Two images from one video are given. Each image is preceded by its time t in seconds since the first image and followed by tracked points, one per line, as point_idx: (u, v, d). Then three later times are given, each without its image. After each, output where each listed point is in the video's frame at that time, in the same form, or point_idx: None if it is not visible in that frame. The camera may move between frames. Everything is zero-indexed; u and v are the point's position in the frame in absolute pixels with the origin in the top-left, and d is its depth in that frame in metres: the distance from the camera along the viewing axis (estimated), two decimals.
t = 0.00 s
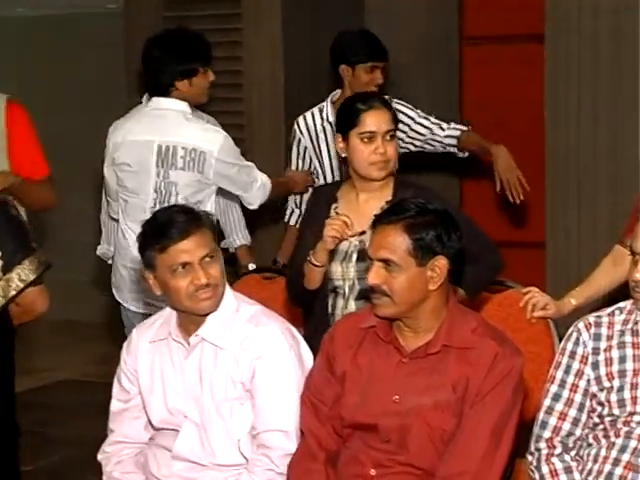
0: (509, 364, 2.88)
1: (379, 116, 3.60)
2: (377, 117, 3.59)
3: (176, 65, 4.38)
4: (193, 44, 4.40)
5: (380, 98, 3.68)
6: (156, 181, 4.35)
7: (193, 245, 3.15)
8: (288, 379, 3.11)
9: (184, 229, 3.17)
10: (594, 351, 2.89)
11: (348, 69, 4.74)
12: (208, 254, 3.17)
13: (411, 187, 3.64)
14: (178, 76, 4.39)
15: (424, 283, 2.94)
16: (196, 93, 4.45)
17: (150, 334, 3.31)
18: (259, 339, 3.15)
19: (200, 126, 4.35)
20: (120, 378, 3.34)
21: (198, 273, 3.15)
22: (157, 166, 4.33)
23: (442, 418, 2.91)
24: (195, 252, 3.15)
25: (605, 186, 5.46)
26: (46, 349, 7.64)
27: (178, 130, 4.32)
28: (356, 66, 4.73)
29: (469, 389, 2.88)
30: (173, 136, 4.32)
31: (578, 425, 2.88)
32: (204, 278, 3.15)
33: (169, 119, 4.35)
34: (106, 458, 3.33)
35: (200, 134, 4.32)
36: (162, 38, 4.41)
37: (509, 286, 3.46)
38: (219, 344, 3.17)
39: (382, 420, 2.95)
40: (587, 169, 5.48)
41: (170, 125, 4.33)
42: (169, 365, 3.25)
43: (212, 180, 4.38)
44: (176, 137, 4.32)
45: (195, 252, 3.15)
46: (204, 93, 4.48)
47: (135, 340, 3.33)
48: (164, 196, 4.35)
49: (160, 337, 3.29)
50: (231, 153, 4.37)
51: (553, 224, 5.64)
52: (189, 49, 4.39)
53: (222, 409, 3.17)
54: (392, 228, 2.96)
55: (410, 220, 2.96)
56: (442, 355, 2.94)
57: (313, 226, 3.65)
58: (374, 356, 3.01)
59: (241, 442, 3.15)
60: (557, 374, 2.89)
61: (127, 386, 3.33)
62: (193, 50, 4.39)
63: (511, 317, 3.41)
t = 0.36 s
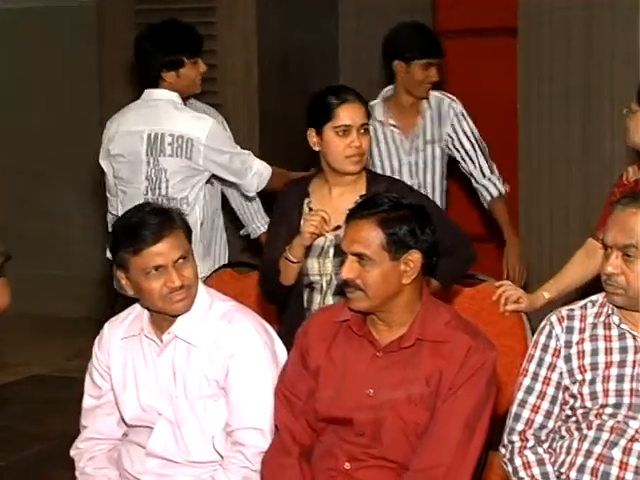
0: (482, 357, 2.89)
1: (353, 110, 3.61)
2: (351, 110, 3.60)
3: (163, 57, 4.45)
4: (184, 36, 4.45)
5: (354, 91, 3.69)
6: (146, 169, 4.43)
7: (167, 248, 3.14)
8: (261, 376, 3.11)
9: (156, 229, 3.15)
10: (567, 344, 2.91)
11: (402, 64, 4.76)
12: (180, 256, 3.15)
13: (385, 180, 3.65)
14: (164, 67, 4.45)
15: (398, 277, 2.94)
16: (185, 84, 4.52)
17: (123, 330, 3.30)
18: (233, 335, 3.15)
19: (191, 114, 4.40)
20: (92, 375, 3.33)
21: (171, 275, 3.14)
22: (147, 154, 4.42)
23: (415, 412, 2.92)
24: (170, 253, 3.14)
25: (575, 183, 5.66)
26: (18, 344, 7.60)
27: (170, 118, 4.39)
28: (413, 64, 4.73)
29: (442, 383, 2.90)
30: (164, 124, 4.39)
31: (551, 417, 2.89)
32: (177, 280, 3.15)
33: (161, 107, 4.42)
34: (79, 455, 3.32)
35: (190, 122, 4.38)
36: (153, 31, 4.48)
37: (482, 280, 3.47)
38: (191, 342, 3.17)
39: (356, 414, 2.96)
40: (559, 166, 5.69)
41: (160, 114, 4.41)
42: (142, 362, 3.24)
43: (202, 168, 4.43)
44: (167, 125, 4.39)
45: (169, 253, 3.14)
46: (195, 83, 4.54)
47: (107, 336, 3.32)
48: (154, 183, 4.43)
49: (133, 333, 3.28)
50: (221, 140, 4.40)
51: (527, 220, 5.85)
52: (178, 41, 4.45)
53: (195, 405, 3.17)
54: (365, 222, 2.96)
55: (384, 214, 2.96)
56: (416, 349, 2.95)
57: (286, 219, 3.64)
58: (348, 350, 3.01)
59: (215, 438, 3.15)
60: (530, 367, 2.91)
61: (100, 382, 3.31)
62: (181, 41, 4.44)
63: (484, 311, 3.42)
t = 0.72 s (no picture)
0: (455, 349, 2.90)
1: (326, 103, 3.61)
2: (325, 103, 3.60)
3: (194, 54, 4.47)
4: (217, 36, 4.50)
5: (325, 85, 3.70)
6: (170, 173, 4.47)
7: (126, 240, 3.10)
8: (236, 370, 3.10)
9: (122, 218, 3.12)
10: (539, 336, 2.91)
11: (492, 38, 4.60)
12: (138, 252, 3.11)
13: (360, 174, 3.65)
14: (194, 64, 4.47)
15: (371, 270, 2.95)
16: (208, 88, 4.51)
17: (97, 323, 3.28)
18: (207, 328, 3.15)
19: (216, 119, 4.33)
20: (66, 368, 3.31)
21: (123, 269, 3.11)
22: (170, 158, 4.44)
23: (388, 404, 2.93)
24: (127, 246, 3.10)
25: (557, 175, 6.31)
26: None
27: (192, 123, 4.36)
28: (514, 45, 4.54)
29: (416, 375, 2.91)
30: (186, 128, 4.38)
31: (523, 409, 2.90)
32: (130, 276, 3.11)
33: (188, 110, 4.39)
34: (52, 448, 3.29)
35: (210, 126, 4.32)
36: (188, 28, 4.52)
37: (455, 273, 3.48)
38: (166, 334, 3.16)
39: (329, 406, 2.96)
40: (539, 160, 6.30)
41: (185, 118, 4.39)
42: (116, 355, 3.23)
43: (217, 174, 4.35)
44: (186, 129, 4.37)
45: (125, 245, 3.10)
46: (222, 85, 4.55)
47: (81, 329, 3.30)
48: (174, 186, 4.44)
49: (107, 326, 3.27)
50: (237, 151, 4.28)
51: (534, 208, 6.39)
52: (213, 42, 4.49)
53: (169, 398, 3.16)
54: (339, 215, 2.96)
55: (357, 207, 2.97)
56: (389, 342, 2.95)
57: (258, 212, 3.63)
58: (321, 343, 3.01)
59: (189, 432, 3.15)
60: (503, 359, 2.92)
61: (74, 375, 3.30)
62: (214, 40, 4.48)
63: (457, 304, 3.42)
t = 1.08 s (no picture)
0: (428, 344, 2.91)
1: (304, 100, 3.61)
2: (302, 100, 3.60)
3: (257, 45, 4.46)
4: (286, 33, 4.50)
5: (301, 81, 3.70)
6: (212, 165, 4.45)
7: (86, 230, 3.14)
8: (213, 361, 3.11)
9: (87, 206, 3.17)
10: (511, 331, 2.93)
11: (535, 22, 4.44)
12: (94, 244, 3.14)
13: (333, 169, 3.65)
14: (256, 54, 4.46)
15: (344, 266, 2.95)
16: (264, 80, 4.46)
17: (74, 316, 3.27)
18: (183, 321, 3.14)
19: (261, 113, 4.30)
20: (41, 361, 3.30)
21: (74, 256, 3.14)
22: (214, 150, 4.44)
23: (361, 399, 2.94)
24: (82, 236, 3.14)
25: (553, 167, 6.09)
26: None
27: (234, 114, 4.35)
28: (543, 25, 4.42)
29: (389, 370, 2.91)
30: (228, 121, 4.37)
31: (496, 404, 2.92)
32: (81, 268, 3.13)
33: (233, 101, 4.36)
34: (24, 443, 3.27)
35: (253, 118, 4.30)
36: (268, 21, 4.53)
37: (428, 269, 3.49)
38: (142, 327, 3.16)
39: (302, 402, 2.96)
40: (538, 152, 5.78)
41: (229, 109, 4.37)
42: (91, 346, 3.21)
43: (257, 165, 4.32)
44: (228, 121, 4.36)
45: (82, 235, 3.14)
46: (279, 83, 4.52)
47: (58, 323, 3.29)
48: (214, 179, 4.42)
49: (83, 319, 3.25)
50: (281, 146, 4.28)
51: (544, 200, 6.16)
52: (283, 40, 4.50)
53: (144, 391, 3.15)
54: (312, 211, 2.97)
55: (330, 203, 2.97)
56: (363, 337, 2.95)
57: (231, 208, 3.62)
58: (294, 338, 3.01)
59: (162, 426, 3.14)
60: (475, 354, 2.92)
61: (49, 368, 3.29)
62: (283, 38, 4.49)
63: (429, 300, 3.43)
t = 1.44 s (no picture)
0: (400, 343, 2.92)
1: (280, 99, 3.59)
2: (277, 99, 3.58)
3: (307, 49, 4.45)
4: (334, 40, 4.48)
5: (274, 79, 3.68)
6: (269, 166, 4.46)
7: (56, 232, 3.11)
8: (181, 362, 3.09)
9: (57, 209, 3.14)
10: (483, 330, 2.94)
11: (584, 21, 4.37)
12: (65, 247, 3.11)
13: (304, 169, 3.66)
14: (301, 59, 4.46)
15: (316, 266, 2.95)
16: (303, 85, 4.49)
17: (42, 317, 3.25)
18: (152, 322, 3.13)
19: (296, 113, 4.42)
20: (10, 363, 3.28)
21: (45, 260, 3.10)
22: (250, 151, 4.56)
23: (333, 399, 2.94)
24: (52, 239, 3.11)
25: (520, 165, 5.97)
26: None
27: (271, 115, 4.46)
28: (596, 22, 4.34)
29: (361, 369, 2.92)
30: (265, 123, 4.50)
31: (467, 403, 2.92)
32: (54, 271, 3.10)
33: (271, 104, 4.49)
34: None
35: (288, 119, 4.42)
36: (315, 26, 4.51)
37: (400, 268, 3.49)
38: (111, 328, 3.14)
39: (274, 402, 2.96)
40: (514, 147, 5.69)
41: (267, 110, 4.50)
42: (60, 348, 3.20)
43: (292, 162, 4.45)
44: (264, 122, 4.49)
45: (53, 238, 3.11)
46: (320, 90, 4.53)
47: (26, 325, 3.27)
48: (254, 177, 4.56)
49: (52, 320, 3.23)
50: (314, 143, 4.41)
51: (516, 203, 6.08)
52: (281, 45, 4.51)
53: (113, 393, 3.14)
54: (284, 210, 2.96)
55: (301, 202, 2.97)
56: (335, 337, 2.95)
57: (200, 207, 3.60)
58: (266, 338, 3.01)
59: (133, 427, 3.12)
60: (447, 353, 2.93)
61: (17, 370, 3.26)
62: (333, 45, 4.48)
63: (401, 300, 3.44)
